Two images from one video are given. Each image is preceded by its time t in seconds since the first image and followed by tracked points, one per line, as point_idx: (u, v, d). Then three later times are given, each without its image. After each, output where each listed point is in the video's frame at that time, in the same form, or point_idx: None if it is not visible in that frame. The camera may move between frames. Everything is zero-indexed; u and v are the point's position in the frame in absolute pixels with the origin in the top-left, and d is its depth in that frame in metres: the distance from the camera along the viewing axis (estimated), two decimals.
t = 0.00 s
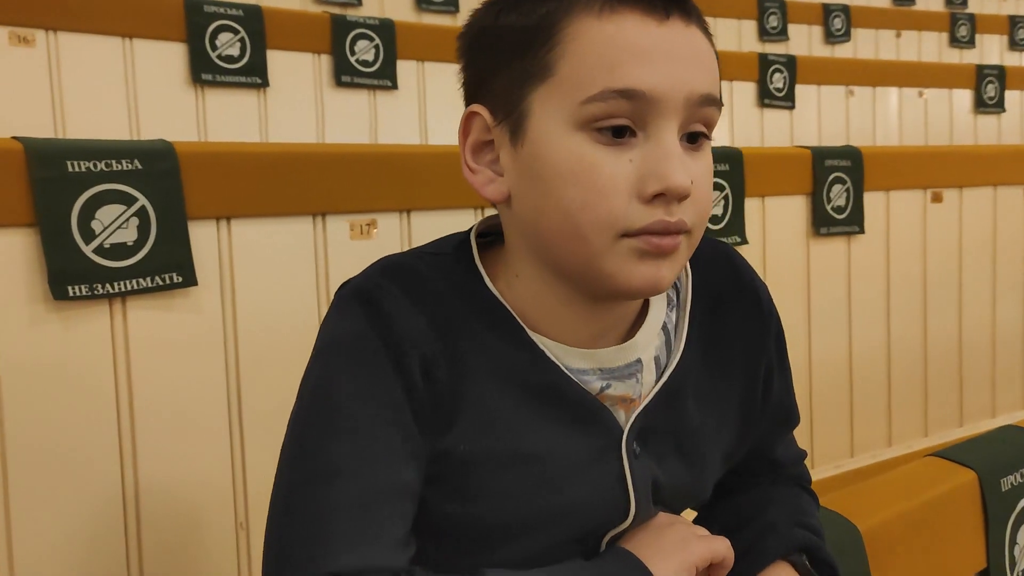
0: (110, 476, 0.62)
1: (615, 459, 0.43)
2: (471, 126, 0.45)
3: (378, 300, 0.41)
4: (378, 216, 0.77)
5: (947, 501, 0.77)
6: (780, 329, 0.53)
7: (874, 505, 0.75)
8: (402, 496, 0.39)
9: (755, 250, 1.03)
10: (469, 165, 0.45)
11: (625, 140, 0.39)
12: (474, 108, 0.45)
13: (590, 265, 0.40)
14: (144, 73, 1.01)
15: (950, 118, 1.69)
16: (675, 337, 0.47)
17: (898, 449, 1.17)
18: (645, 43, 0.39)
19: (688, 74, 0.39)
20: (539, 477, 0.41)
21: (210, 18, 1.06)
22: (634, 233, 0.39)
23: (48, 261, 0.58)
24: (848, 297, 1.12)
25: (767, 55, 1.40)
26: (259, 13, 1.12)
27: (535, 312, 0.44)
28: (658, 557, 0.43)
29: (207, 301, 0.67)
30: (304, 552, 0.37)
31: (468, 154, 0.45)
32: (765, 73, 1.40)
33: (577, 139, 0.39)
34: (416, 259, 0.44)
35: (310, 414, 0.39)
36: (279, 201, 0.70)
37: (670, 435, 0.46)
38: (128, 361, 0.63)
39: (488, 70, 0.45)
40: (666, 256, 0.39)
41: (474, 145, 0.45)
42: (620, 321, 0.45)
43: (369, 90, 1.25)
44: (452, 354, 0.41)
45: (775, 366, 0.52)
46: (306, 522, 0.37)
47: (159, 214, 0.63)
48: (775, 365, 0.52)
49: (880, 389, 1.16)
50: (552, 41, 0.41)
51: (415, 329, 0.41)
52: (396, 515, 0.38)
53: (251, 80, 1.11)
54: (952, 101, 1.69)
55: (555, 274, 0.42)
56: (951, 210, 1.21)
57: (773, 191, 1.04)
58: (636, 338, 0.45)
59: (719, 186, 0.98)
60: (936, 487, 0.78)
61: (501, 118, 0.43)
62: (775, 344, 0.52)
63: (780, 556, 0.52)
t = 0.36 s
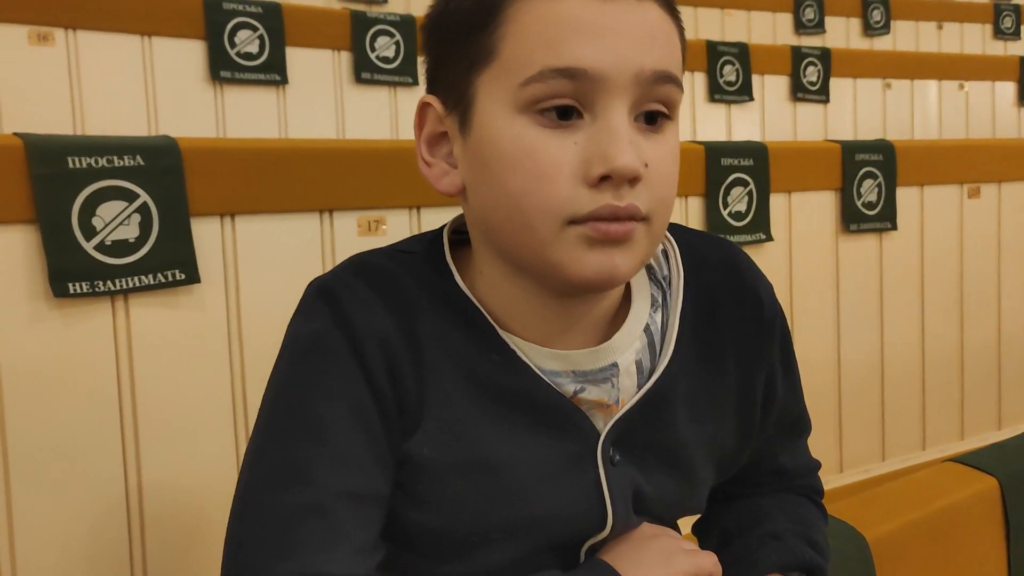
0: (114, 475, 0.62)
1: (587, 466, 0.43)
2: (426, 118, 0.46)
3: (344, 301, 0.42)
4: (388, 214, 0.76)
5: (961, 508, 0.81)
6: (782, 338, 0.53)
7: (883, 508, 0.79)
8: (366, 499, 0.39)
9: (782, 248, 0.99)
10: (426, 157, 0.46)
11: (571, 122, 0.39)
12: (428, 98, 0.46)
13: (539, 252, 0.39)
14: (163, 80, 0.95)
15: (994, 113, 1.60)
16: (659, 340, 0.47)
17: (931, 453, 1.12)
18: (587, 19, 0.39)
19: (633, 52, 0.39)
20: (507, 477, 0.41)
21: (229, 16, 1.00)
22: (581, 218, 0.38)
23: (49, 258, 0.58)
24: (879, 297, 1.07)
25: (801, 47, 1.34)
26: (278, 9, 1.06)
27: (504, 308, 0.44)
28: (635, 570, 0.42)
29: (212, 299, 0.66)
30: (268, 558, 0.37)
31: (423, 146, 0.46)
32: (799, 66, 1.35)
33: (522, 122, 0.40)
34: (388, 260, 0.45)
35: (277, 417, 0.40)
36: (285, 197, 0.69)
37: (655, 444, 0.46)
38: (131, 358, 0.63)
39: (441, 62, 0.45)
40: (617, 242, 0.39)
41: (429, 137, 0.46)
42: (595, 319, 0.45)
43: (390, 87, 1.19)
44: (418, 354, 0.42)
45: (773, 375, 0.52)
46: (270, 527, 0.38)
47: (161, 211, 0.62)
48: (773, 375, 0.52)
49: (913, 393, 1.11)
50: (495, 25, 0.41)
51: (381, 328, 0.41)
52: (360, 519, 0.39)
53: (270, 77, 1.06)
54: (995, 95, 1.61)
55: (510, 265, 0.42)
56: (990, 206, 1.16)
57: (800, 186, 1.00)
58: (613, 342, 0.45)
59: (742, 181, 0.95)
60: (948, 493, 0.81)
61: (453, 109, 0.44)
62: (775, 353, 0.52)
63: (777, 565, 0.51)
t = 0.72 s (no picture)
0: (130, 490, 0.61)
1: (555, 463, 0.42)
2: (360, 127, 0.47)
3: (299, 322, 0.43)
4: (403, 225, 0.75)
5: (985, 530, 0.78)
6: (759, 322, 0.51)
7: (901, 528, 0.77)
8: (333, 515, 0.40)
9: (807, 257, 0.96)
10: (364, 164, 0.47)
11: (491, 119, 0.39)
12: (362, 107, 0.47)
13: (469, 250, 0.40)
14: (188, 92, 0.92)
15: None
16: (620, 334, 0.47)
17: (963, 464, 1.08)
18: (496, 17, 0.39)
19: (543, 45, 0.39)
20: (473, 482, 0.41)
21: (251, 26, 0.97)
22: (504, 213, 0.38)
23: (65, 271, 0.57)
24: (908, 308, 1.04)
25: (826, 53, 1.30)
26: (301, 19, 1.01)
27: (453, 306, 0.44)
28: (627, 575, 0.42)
29: (229, 310, 0.66)
30: None
31: (361, 154, 0.47)
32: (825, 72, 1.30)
33: (444, 123, 0.40)
34: (351, 276, 0.46)
35: (245, 442, 0.41)
36: (299, 207, 0.69)
37: (624, 439, 0.45)
38: (148, 370, 0.62)
39: (370, 67, 0.46)
40: (542, 234, 0.39)
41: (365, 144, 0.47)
42: (545, 312, 0.45)
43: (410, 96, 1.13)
44: (371, 365, 0.42)
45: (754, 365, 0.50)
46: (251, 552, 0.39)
47: (177, 222, 0.62)
48: (755, 367, 0.50)
49: (945, 406, 1.07)
50: (412, 30, 0.42)
51: (335, 342, 0.42)
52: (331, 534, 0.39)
53: (293, 86, 1.00)
54: None
55: (451, 267, 0.43)
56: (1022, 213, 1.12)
57: (825, 194, 0.97)
58: (573, 337, 0.44)
59: (765, 190, 0.93)
60: (973, 515, 0.78)
61: (384, 114, 0.45)
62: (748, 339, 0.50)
63: None
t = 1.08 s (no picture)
0: (165, 516, 0.63)
1: (548, 499, 0.45)
2: (356, 183, 0.51)
3: (302, 378, 0.47)
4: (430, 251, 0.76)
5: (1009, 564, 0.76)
6: (737, 354, 0.53)
7: (919, 565, 0.75)
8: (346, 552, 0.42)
9: (833, 279, 0.95)
10: (357, 218, 0.51)
11: (476, 180, 0.43)
12: (357, 165, 0.51)
13: (456, 300, 0.43)
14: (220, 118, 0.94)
15: None
16: (602, 376, 0.49)
17: (992, 485, 1.06)
18: (481, 89, 0.44)
19: (523, 112, 0.44)
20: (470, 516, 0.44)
21: (281, 54, 0.98)
22: (488, 266, 0.42)
23: (105, 303, 0.59)
24: (935, 329, 1.03)
25: (851, 71, 1.29)
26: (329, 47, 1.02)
27: (441, 352, 0.48)
28: None
29: (260, 339, 0.67)
30: None
31: (356, 208, 0.51)
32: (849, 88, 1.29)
33: (434, 184, 0.44)
34: (338, 337, 0.50)
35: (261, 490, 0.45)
36: (327, 239, 0.70)
37: (613, 470, 0.47)
38: (182, 399, 0.64)
39: (367, 134, 0.51)
40: (523, 285, 0.42)
41: (360, 200, 0.51)
42: (531, 356, 0.48)
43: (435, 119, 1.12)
44: (370, 411, 0.46)
45: (737, 396, 0.52)
46: None
47: (212, 255, 0.64)
48: (737, 398, 0.52)
49: (973, 429, 1.06)
50: (406, 102, 0.47)
51: (329, 393, 0.46)
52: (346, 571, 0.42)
53: (321, 112, 1.02)
54: None
55: (439, 316, 0.46)
56: None
57: (849, 216, 0.96)
58: (557, 378, 0.47)
59: (788, 214, 0.92)
60: (996, 551, 0.76)
61: (378, 173, 0.49)
62: (727, 371, 0.53)
63: None
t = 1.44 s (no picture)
0: (190, 524, 0.63)
1: (549, 523, 0.45)
2: (365, 203, 0.52)
3: (310, 402, 0.48)
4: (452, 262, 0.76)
5: None
6: (741, 380, 0.53)
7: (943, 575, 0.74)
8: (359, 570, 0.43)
9: (857, 288, 0.94)
10: (366, 237, 0.52)
11: (484, 204, 0.44)
12: (366, 185, 0.52)
13: (463, 323, 0.44)
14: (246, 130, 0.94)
15: None
16: (603, 403, 0.49)
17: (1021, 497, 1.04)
18: (493, 115, 0.44)
19: (533, 139, 0.44)
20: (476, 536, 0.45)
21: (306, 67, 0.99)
22: (495, 291, 0.42)
23: (131, 316, 0.60)
24: (963, 339, 1.01)
25: (875, 77, 1.28)
26: (353, 60, 1.03)
27: (448, 373, 0.48)
28: None
29: (283, 350, 0.68)
30: None
31: (365, 227, 0.52)
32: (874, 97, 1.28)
33: (442, 207, 0.44)
34: (346, 362, 0.51)
35: (274, 509, 0.46)
36: (349, 251, 0.71)
37: (611, 497, 0.47)
38: (207, 409, 0.64)
39: (377, 155, 0.51)
40: (529, 310, 0.43)
41: (369, 219, 0.52)
42: (534, 381, 0.48)
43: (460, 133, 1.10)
44: (377, 434, 0.47)
45: (739, 421, 0.52)
46: None
47: (236, 267, 0.65)
48: (738, 426, 0.52)
49: (1003, 441, 1.04)
50: (417, 125, 0.47)
51: (336, 415, 0.47)
52: None
53: (345, 124, 1.02)
54: None
55: (444, 338, 0.47)
56: None
57: (873, 224, 0.95)
58: (555, 404, 0.47)
59: (812, 222, 0.91)
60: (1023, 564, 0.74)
61: (386, 194, 0.49)
62: (730, 397, 0.52)
63: None
